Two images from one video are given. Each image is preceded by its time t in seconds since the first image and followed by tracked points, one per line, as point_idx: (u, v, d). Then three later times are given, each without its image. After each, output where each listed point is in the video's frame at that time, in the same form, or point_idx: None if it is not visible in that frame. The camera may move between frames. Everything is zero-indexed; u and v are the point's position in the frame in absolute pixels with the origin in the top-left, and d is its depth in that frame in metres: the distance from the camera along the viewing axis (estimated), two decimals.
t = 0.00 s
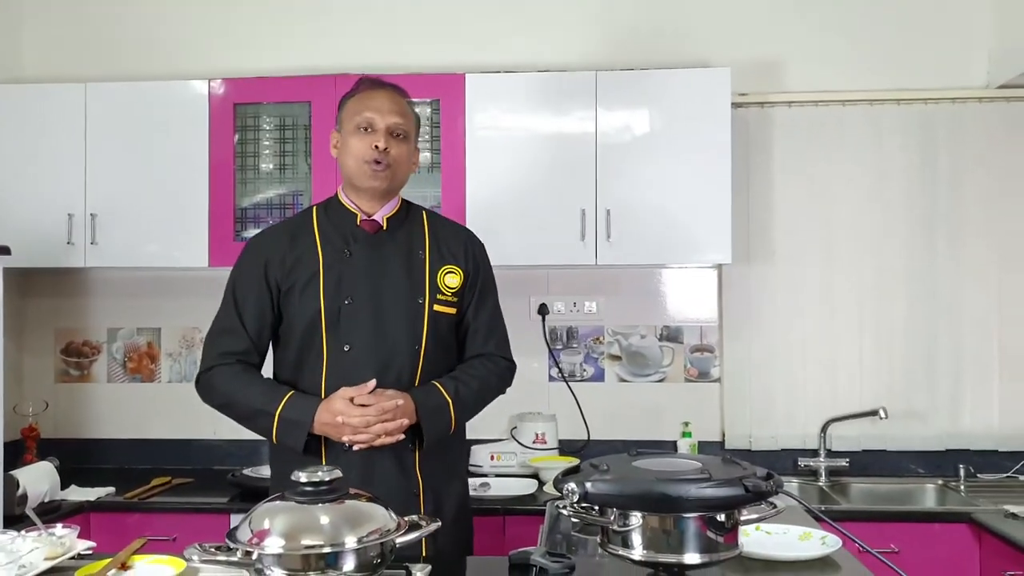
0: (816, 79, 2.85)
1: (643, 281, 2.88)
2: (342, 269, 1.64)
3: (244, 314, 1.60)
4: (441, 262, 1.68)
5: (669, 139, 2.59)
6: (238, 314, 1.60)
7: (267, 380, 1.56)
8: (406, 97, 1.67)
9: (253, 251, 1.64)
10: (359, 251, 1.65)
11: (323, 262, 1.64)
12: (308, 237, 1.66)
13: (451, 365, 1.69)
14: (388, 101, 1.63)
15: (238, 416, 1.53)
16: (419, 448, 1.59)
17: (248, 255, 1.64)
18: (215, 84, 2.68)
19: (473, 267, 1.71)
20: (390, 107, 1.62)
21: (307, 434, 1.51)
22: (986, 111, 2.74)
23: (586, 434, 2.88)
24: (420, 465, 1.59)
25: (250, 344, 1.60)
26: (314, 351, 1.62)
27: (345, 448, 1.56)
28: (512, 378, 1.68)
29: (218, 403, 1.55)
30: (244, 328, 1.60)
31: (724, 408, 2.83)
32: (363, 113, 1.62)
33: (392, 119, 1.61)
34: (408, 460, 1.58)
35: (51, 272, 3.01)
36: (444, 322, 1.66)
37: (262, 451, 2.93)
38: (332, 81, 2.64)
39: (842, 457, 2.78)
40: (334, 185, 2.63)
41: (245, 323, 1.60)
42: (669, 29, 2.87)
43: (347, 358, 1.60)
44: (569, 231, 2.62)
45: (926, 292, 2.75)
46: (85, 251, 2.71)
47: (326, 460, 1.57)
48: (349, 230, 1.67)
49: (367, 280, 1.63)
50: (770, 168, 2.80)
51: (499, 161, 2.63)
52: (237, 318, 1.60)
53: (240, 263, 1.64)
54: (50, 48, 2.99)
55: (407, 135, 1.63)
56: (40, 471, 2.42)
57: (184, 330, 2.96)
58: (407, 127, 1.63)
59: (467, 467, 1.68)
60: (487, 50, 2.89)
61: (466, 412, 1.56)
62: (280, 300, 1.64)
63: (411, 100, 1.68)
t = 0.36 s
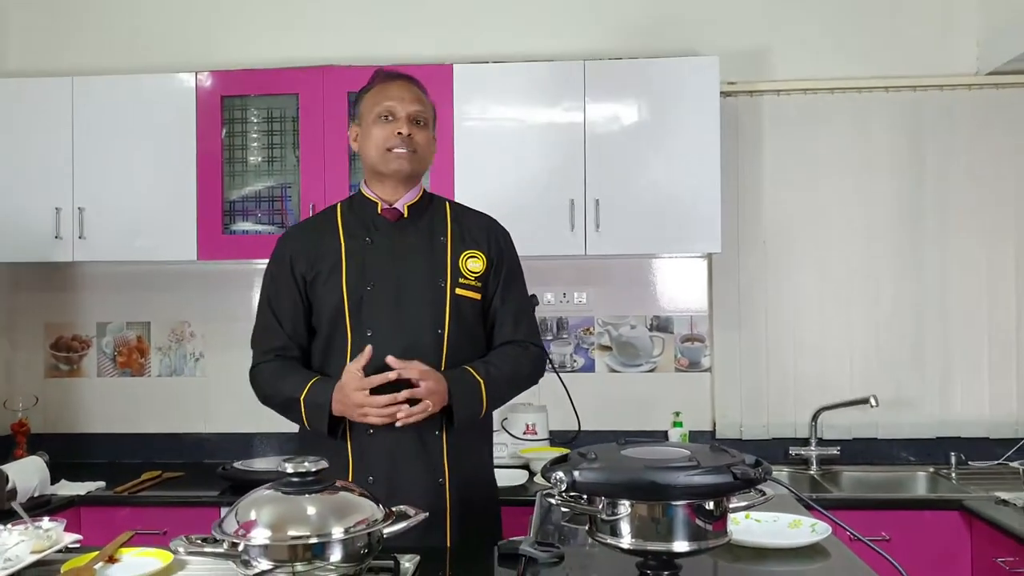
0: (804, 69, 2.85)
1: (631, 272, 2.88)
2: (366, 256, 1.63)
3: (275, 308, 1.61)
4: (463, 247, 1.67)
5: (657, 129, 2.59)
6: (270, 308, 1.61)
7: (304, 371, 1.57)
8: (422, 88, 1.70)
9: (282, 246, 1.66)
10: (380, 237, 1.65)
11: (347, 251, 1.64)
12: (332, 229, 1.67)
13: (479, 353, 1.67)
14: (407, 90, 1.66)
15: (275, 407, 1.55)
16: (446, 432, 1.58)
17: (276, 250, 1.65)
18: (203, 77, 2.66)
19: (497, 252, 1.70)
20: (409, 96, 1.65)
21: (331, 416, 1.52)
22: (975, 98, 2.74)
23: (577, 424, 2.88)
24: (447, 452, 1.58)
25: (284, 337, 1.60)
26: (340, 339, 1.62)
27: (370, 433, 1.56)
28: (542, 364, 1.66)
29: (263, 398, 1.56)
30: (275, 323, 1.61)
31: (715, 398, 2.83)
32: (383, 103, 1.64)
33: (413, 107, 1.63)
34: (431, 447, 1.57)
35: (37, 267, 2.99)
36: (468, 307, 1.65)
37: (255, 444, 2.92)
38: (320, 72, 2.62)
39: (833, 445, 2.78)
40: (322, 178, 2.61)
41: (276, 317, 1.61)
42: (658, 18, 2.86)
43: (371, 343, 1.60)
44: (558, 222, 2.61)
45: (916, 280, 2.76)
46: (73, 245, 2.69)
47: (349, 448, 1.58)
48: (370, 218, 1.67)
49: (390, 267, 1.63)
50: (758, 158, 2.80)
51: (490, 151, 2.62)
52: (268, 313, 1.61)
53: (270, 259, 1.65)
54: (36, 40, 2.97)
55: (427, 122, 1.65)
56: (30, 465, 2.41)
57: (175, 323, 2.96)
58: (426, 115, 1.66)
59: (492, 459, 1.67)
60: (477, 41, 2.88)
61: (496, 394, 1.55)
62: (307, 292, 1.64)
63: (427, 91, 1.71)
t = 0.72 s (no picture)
0: (794, 60, 2.84)
1: (621, 263, 2.87)
2: (381, 252, 1.63)
3: (291, 305, 1.61)
4: (481, 244, 1.66)
5: (647, 120, 2.58)
6: (286, 305, 1.61)
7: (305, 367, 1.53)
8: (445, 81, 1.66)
9: (300, 242, 1.66)
10: (399, 233, 1.63)
11: (362, 247, 1.63)
12: (348, 224, 1.66)
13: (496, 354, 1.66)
14: (429, 85, 1.62)
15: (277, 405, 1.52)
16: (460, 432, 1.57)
17: (294, 247, 1.66)
18: (190, 68, 2.63)
19: (515, 250, 1.68)
20: (430, 91, 1.61)
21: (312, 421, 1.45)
22: (964, 89, 2.74)
23: (567, 416, 2.88)
24: (461, 450, 1.57)
25: (296, 332, 1.60)
26: (355, 337, 1.61)
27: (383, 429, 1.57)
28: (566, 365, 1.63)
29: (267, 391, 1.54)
30: (290, 319, 1.60)
31: (704, 389, 2.83)
32: (406, 98, 1.61)
33: (435, 102, 1.60)
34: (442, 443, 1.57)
35: (23, 260, 2.96)
36: (485, 306, 1.64)
37: (245, 439, 2.91)
38: (308, 64, 2.60)
39: (824, 436, 2.79)
40: (311, 170, 2.59)
41: (292, 314, 1.61)
42: (648, 9, 2.85)
43: (385, 341, 1.59)
44: (548, 214, 2.60)
45: (906, 271, 2.76)
46: (59, 238, 2.66)
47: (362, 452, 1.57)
48: (389, 214, 1.65)
49: (406, 263, 1.62)
50: (748, 149, 2.80)
51: (480, 144, 2.61)
52: (283, 309, 1.61)
53: (288, 255, 1.66)
54: (21, 32, 2.93)
55: (450, 117, 1.62)
56: (16, 460, 2.39)
57: (162, 317, 2.94)
58: (449, 110, 1.62)
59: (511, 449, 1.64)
60: (467, 32, 2.87)
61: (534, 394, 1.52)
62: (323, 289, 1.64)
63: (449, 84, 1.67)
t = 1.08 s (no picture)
0: (789, 55, 2.85)
1: (616, 258, 2.88)
2: (389, 253, 1.63)
3: (296, 303, 1.60)
4: (489, 246, 1.66)
5: (643, 115, 2.58)
6: (290, 304, 1.60)
7: (314, 373, 1.52)
8: (444, 75, 1.63)
9: (306, 238, 1.64)
10: (407, 234, 1.64)
11: (370, 247, 1.63)
12: (356, 223, 1.65)
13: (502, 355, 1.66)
14: (425, 84, 1.60)
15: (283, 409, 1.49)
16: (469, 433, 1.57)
17: (299, 242, 1.64)
18: (184, 63, 2.62)
19: (522, 251, 1.68)
20: (426, 91, 1.59)
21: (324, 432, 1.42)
22: (957, 85, 2.75)
23: (562, 411, 2.89)
24: (471, 451, 1.58)
25: (301, 331, 1.59)
26: (362, 337, 1.61)
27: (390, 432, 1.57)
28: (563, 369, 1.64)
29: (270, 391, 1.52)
30: (296, 317, 1.59)
31: (699, 384, 2.84)
32: (400, 102, 1.59)
33: (430, 105, 1.58)
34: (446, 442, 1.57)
35: (16, 256, 2.95)
36: (493, 307, 1.64)
37: (240, 435, 2.90)
38: (304, 59, 2.60)
39: (818, 431, 2.80)
40: (306, 166, 2.59)
41: (297, 312, 1.59)
42: (642, 4, 2.85)
43: (394, 343, 1.59)
44: (544, 208, 2.60)
45: (901, 266, 2.77)
46: (52, 233, 2.65)
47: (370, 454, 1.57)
48: (397, 215, 1.66)
49: (415, 265, 1.62)
50: (743, 145, 2.80)
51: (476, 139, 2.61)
52: (289, 307, 1.59)
53: (292, 251, 1.64)
54: (13, 27, 2.92)
55: (447, 118, 1.60)
56: (10, 456, 2.38)
57: (156, 313, 2.93)
58: (446, 110, 1.60)
59: (510, 442, 1.64)
60: (462, 28, 2.86)
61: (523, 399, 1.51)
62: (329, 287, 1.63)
63: (449, 78, 1.63)
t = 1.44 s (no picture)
0: (788, 54, 2.85)
1: (616, 257, 2.88)
2: (392, 247, 1.62)
3: (300, 295, 1.59)
4: (492, 243, 1.66)
5: (643, 113, 2.58)
6: (292, 297, 1.59)
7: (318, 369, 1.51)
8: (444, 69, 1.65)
9: (311, 228, 1.64)
10: (410, 229, 1.63)
11: (373, 241, 1.63)
12: (360, 216, 1.65)
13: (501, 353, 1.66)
14: (426, 75, 1.61)
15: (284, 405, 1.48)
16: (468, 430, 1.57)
17: (304, 233, 1.64)
18: (182, 60, 2.62)
19: (524, 250, 1.68)
20: (428, 81, 1.61)
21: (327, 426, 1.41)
22: (956, 84, 2.76)
23: (561, 410, 2.88)
24: (470, 449, 1.58)
25: (306, 324, 1.58)
26: (363, 333, 1.60)
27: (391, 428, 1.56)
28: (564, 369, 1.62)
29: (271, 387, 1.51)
30: (301, 310, 1.58)
31: (698, 383, 2.84)
32: (403, 92, 1.60)
33: (433, 91, 1.59)
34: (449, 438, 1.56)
35: (12, 255, 2.94)
36: (494, 304, 1.64)
37: (238, 433, 2.90)
38: (303, 56, 2.59)
39: (817, 429, 2.80)
40: (305, 164, 2.58)
41: (300, 306, 1.59)
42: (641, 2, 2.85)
43: (395, 338, 1.58)
44: (543, 206, 2.60)
45: (899, 265, 2.77)
46: (49, 231, 2.64)
47: (368, 449, 1.56)
48: (399, 210, 1.66)
49: (417, 261, 1.61)
50: (742, 144, 2.80)
51: (474, 137, 2.60)
52: (294, 299, 1.59)
53: (297, 240, 1.63)
54: (11, 24, 2.91)
55: (450, 104, 1.60)
56: (7, 455, 2.37)
57: (154, 311, 2.92)
58: (448, 98, 1.61)
59: (511, 443, 1.64)
60: (461, 25, 2.86)
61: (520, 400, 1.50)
62: (333, 279, 1.62)
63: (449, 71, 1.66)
